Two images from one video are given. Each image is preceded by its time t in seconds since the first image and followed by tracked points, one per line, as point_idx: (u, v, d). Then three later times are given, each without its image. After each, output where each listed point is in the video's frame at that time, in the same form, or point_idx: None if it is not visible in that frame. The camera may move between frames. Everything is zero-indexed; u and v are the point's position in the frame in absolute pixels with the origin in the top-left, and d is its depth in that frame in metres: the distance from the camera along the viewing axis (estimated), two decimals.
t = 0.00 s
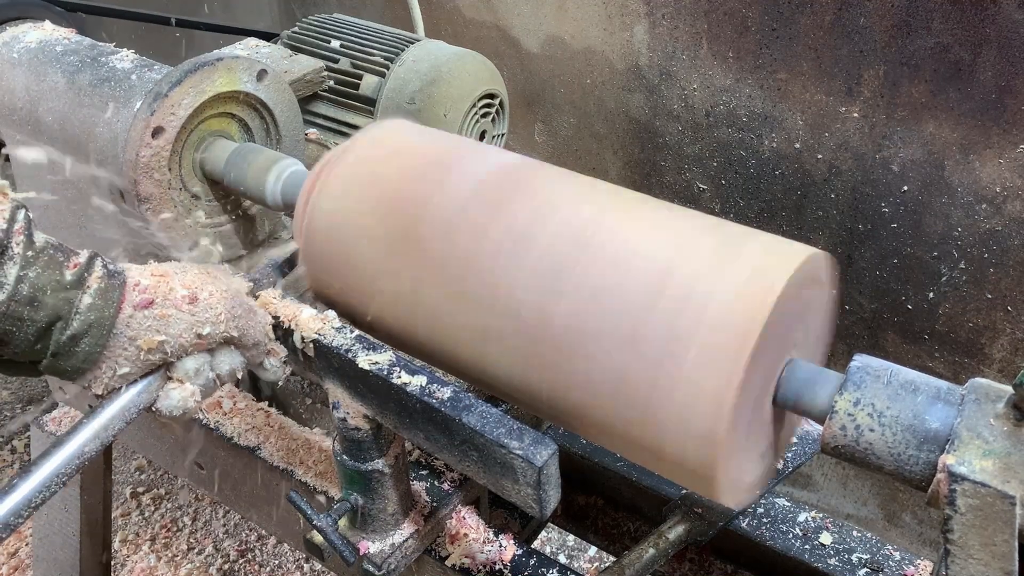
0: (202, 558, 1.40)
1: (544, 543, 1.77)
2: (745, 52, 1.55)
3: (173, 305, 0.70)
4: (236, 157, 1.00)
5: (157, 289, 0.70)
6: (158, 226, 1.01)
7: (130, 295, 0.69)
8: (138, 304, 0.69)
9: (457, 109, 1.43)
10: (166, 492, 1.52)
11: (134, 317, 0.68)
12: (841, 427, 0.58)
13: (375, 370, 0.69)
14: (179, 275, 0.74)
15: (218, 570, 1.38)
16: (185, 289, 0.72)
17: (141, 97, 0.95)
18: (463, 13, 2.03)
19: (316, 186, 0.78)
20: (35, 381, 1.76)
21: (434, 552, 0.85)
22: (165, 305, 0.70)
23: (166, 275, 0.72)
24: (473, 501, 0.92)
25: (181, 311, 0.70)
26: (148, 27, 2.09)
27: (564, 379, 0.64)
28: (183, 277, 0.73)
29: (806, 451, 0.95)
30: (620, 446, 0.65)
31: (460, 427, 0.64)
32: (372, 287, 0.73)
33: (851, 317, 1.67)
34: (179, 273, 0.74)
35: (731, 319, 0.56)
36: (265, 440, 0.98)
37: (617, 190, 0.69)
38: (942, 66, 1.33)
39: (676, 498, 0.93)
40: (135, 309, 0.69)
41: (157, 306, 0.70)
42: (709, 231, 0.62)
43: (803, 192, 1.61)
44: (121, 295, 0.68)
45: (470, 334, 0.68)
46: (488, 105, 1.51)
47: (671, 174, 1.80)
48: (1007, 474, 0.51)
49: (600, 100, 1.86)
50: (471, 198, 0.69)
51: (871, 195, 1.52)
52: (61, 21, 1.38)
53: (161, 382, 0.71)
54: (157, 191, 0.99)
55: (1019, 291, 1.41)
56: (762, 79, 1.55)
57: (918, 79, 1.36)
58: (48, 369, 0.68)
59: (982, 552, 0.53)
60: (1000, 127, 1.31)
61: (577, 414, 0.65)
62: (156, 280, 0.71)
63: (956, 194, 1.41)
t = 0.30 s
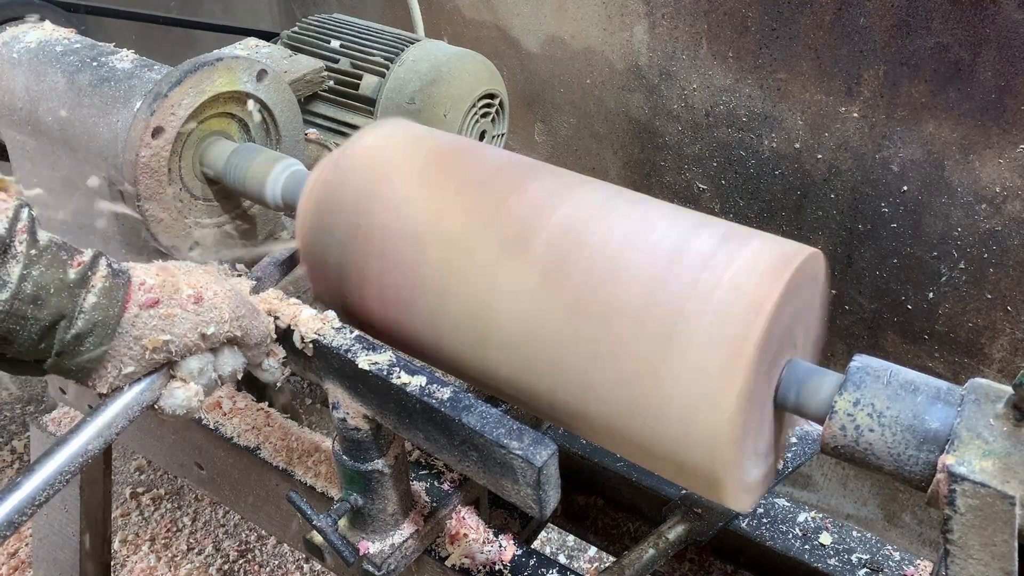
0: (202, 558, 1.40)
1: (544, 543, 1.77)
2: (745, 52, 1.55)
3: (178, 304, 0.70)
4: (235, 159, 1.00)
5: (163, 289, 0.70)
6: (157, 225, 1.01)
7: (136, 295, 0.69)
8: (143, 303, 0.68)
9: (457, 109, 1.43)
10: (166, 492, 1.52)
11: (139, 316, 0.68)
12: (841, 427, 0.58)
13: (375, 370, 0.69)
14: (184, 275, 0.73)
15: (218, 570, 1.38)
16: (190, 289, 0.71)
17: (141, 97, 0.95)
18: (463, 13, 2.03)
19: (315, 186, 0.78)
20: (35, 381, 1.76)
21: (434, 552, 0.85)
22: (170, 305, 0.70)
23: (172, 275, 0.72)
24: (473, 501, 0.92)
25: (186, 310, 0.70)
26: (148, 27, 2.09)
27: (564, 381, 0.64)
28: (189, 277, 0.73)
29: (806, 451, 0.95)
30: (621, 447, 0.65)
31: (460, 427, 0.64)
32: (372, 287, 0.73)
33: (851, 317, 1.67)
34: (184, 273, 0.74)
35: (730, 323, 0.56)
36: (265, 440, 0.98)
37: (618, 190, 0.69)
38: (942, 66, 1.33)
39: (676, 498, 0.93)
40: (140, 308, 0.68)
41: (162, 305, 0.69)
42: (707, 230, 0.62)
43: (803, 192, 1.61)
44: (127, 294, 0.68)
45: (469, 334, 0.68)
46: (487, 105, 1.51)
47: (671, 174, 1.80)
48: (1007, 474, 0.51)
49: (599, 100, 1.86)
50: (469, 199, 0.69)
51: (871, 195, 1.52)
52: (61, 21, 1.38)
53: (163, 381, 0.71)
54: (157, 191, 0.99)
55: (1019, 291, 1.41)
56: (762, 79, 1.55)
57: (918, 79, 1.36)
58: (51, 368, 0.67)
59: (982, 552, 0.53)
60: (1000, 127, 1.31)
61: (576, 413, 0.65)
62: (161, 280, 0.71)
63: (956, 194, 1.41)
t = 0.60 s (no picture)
0: (202, 558, 1.40)
1: (544, 543, 1.77)
2: (745, 52, 1.55)
3: (184, 299, 0.70)
4: (235, 161, 1.00)
5: (169, 284, 0.70)
6: (157, 225, 1.01)
7: (142, 290, 0.68)
8: (149, 298, 0.68)
9: (457, 109, 1.43)
10: (166, 492, 1.52)
11: (146, 312, 0.67)
12: (840, 427, 0.58)
13: (376, 370, 0.69)
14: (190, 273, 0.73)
15: (218, 570, 1.38)
16: (195, 284, 0.71)
17: (141, 97, 0.95)
18: (463, 13, 2.03)
19: (314, 188, 0.78)
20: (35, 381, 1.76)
21: (434, 552, 0.85)
22: (176, 300, 0.69)
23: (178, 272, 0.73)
24: (473, 501, 0.92)
25: (192, 305, 0.70)
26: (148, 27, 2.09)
27: (565, 382, 0.64)
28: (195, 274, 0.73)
29: (806, 451, 0.95)
30: (621, 448, 0.65)
31: (460, 427, 0.64)
32: (370, 288, 0.73)
33: (851, 317, 1.67)
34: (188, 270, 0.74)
35: (730, 325, 0.56)
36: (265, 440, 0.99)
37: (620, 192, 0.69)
38: (942, 66, 1.33)
39: (676, 498, 0.93)
40: (146, 303, 0.68)
41: (168, 300, 0.69)
42: (703, 231, 0.62)
43: (803, 192, 1.61)
44: (132, 289, 0.68)
45: (467, 334, 0.68)
46: (487, 105, 1.51)
47: (671, 174, 1.80)
48: (1007, 474, 0.51)
49: (600, 100, 1.86)
50: (465, 200, 0.69)
51: (871, 195, 1.52)
52: (61, 21, 1.37)
53: (168, 377, 0.71)
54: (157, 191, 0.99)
55: (1019, 291, 1.41)
56: (762, 79, 1.55)
57: (918, 79, 1.36)
58: (58, 367, 0.67)
59: (982, 552, 0.53)
60: (1000, 127, 1.31)
61: (573, 413, 0.66)
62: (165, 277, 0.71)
63: (956, 194, 1.41)
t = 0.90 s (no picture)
0: (202, 558, 1.40)
1: (544, 543, 1.77)
2: (745, 52, 1.55)
3: (191, 292, 0.71)
4: (234, 163, 0.99)
5: (176, 278, 0.72)
6: (158, 225, 1.01)
7: (149, 283, 0.70)
8: (157, 291, 0.70)
9: (457, 109, 1.43)
10: (166, 492, 1.52)
11: (153, 305, 0.69)
12: (840, 427, 0.58)
13: (376, 371, 0.69)
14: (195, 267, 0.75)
15: (217, 570, 1.38)
16: (201, 278, 0.73)
17: (140, 97, 0.95)
18: (463, 13, 2.03)
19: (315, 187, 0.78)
20: (35, 381, 1.76)
21: (434, 552, 0.85)
22: (183, 293, 0.71)
23: (178, 272, 0.73)
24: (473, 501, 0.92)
25: (198, 298, 0.71)
26: (148, 27, 2.09)
27: (564, 381, 0.64)
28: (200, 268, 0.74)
29: (806, 451, 0.95)
30: (621, 447, 0.65)
31: (460, 427, 0.64)
32: (371, 288, 0.73)
33: (851, 317, 1.67)
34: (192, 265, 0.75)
35: (730, 321, 0.56)
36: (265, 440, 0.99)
37: (618, 190, 0.69)
38: (941, 66, 1.33)
39: (676, 498, 0.93)
40: (154, 296, 0.69)
41: (175, 293, 0.71)
42: (705, 230, 0.62)
43: (803, 192, 1.61)
44: (140, 282, 0.69)
45: (469, 334, 0.68)
46: (487, 105, 1.51)
47: (671, 174, 1.80)
48: (1007, 474, 0.51)
49: (600, 100, 1.86)
50: (467, 198, 0.69)
51: (871, 195, 1.52)
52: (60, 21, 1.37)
53: (174, 375, 0.72)
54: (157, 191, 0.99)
55: (1019, 291, 1.41)
56: (762, 79, 1.55)
57: (918, 79, 1.36)
58: (65, 362, 0.67)
59: (982, 552, 0.53)
60: (1000, 127, 1.31)
61: (574, 413, 0.65)
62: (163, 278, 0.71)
63: (956, 194, 1.41)
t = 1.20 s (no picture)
0: (202, 558, 1.40)
1: (545, 543, 1.77)
2: (745, 52, 1.55)
3: (166, 303, 0.70)
4: (233, 167, 0.99)
5: (151, 290, 0.71)
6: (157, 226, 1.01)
7: (122, 295, 0.69)
8: (130, 303, 0.69)
9: (457, 109, 1.43)
10: (166, 492, 1.52)
11: (126, 317, 0.68)
12: (841, 427, 0.58)
13: (376, 371, 0.69)
14: (170, 276, 0.74)
15: (218, 570, 1.38)
16: (179, 288, 0.72)
17: (141, 97, 0.95)
18: (463, 13, 2.03)
19: (316, 187, 0.78)
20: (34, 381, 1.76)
21: (434, 552, 0.85)
22: (158, 304, 0.70)
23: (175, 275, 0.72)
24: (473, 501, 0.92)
25: (174, 309, 0.71)
26: (148, 27, 2.09)
27: (564, 380, 0.64)
28: (173, 278, 0.74)
29: (806, 451, 0.95)
30: (621, 448, 0.65)
31: (460, 428, 0.64)
32: (371, 288, 0.73)
33: (851, 317, 1.67)
34: (174, 277, 0.74)
35: (730, 320, 0.56)
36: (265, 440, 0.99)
37: (618, 190, 0.69)
38: (941, 66, 1.33)
39: (676, 498, 0.93)
40: (126, 308, 0.68)
41: (149, 305, 0.70)
42: (706, 230, 0.62)
43: (803, 192, 1.61)
44: (113, 294, 0.68)
45: (469, 334, 0.68)
46: (488, 105, 1.51)
47: (671, 174, 1.80)
48: (1007, 474, 0.51)
49: (600, 100, 1.86)
50: (468, 199, 0.69)
51: (871, 195, 1.52)
52: (61, 21, 1.37)
53: (155, 392, 0.71)
54: (157, 191, 0.98)
55: (1019, 291, 1.41)
56: (762, 79, 1.55)
57: (918, 79, 1.36)
58: (40, 376, 0.67)
59: (982, 552, 0.53)
60: (1000, 127, 1.31)
61: (575, 413, 0.65)
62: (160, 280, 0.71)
63: (956, 194, 1.41)
